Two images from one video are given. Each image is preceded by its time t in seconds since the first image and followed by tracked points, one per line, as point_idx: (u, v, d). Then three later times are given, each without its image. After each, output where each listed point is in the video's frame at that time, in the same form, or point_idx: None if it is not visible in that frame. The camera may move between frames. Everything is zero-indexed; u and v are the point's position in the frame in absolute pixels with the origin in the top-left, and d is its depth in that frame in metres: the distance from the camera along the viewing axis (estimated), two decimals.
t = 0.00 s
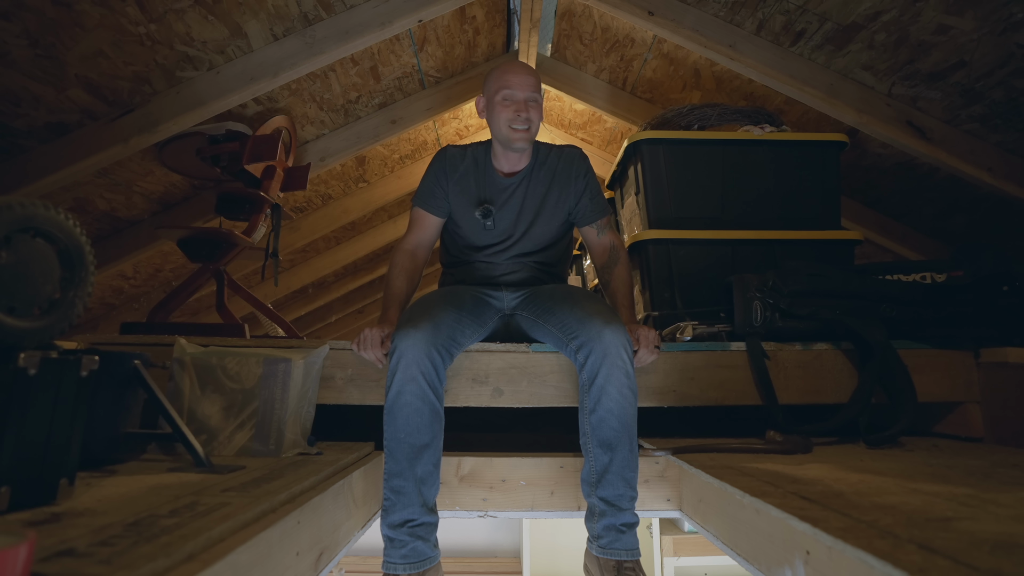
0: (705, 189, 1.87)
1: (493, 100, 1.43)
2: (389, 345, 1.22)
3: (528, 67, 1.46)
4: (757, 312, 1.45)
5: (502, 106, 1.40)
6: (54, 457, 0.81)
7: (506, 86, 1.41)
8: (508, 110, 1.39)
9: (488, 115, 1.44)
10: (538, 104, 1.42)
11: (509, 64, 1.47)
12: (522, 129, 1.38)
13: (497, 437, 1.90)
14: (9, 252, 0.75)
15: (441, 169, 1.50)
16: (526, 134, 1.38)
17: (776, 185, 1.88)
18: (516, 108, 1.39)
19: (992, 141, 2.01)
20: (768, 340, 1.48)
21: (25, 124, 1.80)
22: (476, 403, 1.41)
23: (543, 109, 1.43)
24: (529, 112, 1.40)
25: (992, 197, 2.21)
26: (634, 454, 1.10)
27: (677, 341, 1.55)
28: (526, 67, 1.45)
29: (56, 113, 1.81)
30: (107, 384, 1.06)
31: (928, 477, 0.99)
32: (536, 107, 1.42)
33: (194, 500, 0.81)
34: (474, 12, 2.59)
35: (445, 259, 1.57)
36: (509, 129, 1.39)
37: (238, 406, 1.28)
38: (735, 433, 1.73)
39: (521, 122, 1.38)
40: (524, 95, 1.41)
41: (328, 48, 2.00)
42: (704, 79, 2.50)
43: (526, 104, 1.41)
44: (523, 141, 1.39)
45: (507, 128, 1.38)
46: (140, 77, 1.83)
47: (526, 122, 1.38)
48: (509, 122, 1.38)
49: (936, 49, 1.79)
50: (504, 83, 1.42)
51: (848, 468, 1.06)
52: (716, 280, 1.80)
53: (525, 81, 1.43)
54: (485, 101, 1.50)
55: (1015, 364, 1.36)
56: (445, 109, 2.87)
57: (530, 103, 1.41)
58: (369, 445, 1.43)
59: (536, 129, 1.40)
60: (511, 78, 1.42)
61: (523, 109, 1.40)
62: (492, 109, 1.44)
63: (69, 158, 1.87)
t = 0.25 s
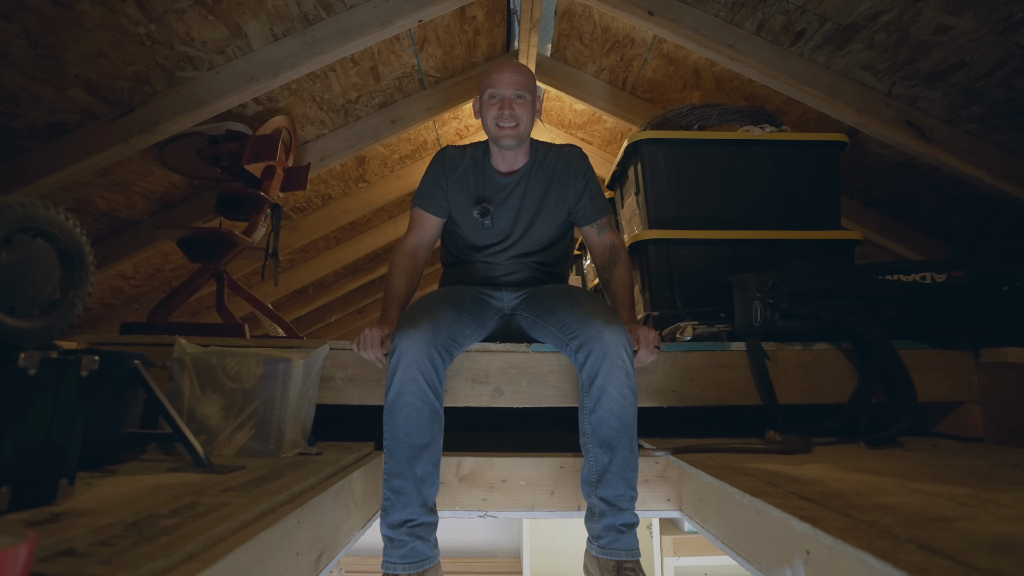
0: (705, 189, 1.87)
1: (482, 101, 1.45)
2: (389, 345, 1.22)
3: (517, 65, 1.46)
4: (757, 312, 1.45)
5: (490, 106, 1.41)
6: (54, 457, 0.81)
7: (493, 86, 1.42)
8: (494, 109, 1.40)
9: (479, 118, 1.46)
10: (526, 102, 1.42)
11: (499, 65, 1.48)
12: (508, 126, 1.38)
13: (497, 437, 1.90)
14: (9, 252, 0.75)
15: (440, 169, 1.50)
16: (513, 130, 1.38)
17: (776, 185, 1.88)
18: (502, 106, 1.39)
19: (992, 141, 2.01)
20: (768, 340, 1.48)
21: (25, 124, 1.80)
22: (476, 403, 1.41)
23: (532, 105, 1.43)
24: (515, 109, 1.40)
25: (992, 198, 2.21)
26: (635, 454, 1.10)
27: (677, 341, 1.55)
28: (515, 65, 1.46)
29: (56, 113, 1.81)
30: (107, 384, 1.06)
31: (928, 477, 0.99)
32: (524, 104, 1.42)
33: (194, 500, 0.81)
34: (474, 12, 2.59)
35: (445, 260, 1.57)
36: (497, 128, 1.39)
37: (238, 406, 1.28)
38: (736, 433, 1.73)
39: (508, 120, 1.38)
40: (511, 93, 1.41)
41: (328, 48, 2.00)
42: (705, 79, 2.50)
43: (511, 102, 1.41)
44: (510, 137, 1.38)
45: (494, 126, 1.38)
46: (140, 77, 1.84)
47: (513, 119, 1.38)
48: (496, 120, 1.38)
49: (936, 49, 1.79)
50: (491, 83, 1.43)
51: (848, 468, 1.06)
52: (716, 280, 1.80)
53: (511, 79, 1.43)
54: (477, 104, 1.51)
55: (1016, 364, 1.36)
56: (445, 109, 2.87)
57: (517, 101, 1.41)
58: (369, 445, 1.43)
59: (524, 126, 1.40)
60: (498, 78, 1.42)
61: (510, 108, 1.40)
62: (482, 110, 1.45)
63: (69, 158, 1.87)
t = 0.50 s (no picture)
0: (705, 189, 1.87)
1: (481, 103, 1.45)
2: (389, 345, 1.22)
3: (516, 65, 1.46)
4: (757, 312, 1.45)
5: (489, 108, 1.41)
6: (54, 457, 0.81)
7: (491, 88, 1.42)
8: (493, 110, 1.40)
9: (478, 118, 1.46)
10: (526, 103, 1.41)
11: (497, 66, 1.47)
12: (508, 128, 1.37)
13: (497, 437, 1.90)
14: (10, 252, 0.75)
15: (440, 169, 1.50)
16: (512, 132, 1.38)
17: (776, 185, 1.88)
18: (501, 108, 1.39)
19: (992, 141, 2.01)
20: (768, 340, 1.48)
21: (25, 124, 1.80)
22: (476, 403, 1.41)
23: (531, 106, 1.43)
24: (514, 110, 1.40)
25: (992, 198, 2.21)
26: (635, 454, 1.10)
27: (677, 341, 1.55)
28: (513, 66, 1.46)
29: (56, 113, 1.81)
30: (107, 384, 1.06)
31: (929, 477, 0.99)
32: (522, 105, 1.41)
33: (194, 500, 0.81)
34: (474, 12, 2.59)
35: (444, 260, 1.57)
36: (496, 130, 1.39)
37: (238, 406, 1.28)
38: (736, 433, 1.73)
39: (507, 121, 1.38)
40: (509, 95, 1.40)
41: (328, 48, 2.00)
42: (705, 79, 2.50)
43: (510, 103, 1.41)
44: (509, 139, 1.38)
45: (494, 129, 1.38)
46: (140, 77, 1.83)
47: (512, 121, 1.38)
48: (495, 123, 1.38)
49: (936, 49, 1.79)
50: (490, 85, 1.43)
51: (849, 468, 1.06)
52: (716, 280, 1.80)
53: (510, 80, 1.43)
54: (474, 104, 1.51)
55: (1016, 364, 1.36)
56: (445, 109, 2.87)
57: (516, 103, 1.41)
58: (369, 445, 1.43)
59: (524, 127, 1.40)
60: (496, 79, 1.42)
61: (508, 110, 1.39)
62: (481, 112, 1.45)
63: (69, 158, 1.87)
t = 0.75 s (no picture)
0: (705, 188, 1.87)
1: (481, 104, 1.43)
2: (389, 345, 1.22)
3: (516, 65, 1.44)
4: (757, 312, 1.45)
5: (489, 110, 1.40)
6: (54, 457, 0.81)
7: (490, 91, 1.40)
8: (493, 113, 1.39)
9: (478, 118, 1.45)
10: (526, 106, 1.40)
11: (497, 66, 1.45)
12: (508, 132, 1.38)
13: (497, 437, 1.90)
14: (9, 252, 0.75)
15: (440, 169, 1.50)
16: (513, 136, 1.38)
17: (776, 185, 1.88)
18: (501, 112, 1.38)
19: (992, 141, 2.01)
20: (768, 340, 1.48)
21: (25, 124, 1.80)
22: (476, 403, 1.41)
23: (531, 108, 1.42)
24: (514, 113, 1.40)
25: (992, 198, 2.21)
26: (636, 454, 1.10)
27: (677, 341, 1.55)
28: (513, 66, 1.44)
29: (56, 113, 1.81)
30: (107, 384, 1.06)
31: (929, 477, 0.99)
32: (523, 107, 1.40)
33: (194, 500, 0.81)
34: (474, 12, 2.59)
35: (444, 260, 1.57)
36: (497, 134, 1.39)
37: (238, 406, 1.28)
38: (736, 433, 1.73)
39: (507, 126, 1.38)
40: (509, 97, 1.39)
41: (328, 48, 2.00)
42: (705, 79, 2.50)
43: (510, 106, 1.40)
44: (510, 143, 1.39)
45: (494, 133, 1.39)
46: (140, 77, 1.83)
47: (513, 125, 1.38)
48: (495, 127, 1.38)
49: (936, 49, 1.79)
50: (489, 87, 1.41)
51: (849, 468, 1.06)
52: (716, 280, 1.80)
53: (510, 82, 1.41)
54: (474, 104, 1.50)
55: (1015, 364, 1.36)
56: (445, 109, 2.87)
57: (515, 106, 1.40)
58: (369, 445, 1.43)
59: (524, 130, 1.40)
60: (496, 81, 1.40)
61: (507, 113, 1.39)
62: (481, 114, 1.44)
63: (69, 158, 1.87)
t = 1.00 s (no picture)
0: (705, 188, 1.87)
1: (477, 108, 1.42)
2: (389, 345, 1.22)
3: (512, 70, 1.40)
4: (757, 312, 1.45)
5: (486, 117, 1.39)
6: (54, 457, 0.81)
7: (485, 96, 1.38)
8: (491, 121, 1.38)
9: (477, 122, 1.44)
10: (524, 110, 1.38)
11: (494, 68, 1.42)
12: (505, 139, 1.37)
13: (497, 437, 1.90)
14: (9, 252, 0.75)
15: (441, 169, 1.50)
16: (510, 143, 1.38)
17: (776, 185, 1.88)
18: (497, 118, 1.37)
19: (992, 141, 2.01)
20: (768, 340, 1.48)
21: (25, 124, 1.80)
22: (476, 403, 1.41)
23: (529, 114, 1.40)
24: (512, 120, 1.38)
25: (992, 198, 2.21)
26: (635, 453, 1.10)
27: (677, 341, 1.55)
28: (510, 66, 1.41)
29: (56, 113, 1.81)
30: (107, 384, 1.06)
31: (929, 477, 0.99)
32: (520, 111, 1.38)
33: (194, 500, 0.81)
34: (474, 12, 2.59)
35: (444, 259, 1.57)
36: (494, 141, 1.39)
37: (238, 406, 1.28)
38: (736, 433, 1.73)
39: (505, 135, 1.37)
40: (505, 102, 1.37)
41: (328, 48, 2.00)
42: (705, 79, 2.50)
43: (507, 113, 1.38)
44: (508, 150, 1.39)
45: (491, 141, 1.39)
46: (140, 77, 1.83)
47: (510, 131, 1.37)
48: (492, 134, 1.38)
49: (936, 49, 1.79)
50: (485, 90, 1.39)
51: (849, 468, 1.06)
52: (716, 280, 1.80)
53: (505, 88, 1.38)
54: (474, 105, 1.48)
55: (1016, 365, 1.36)
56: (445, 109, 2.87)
57: (512, 110, 1.37)
58: (369, 445, 1.43)
59: (522, 135, 1.39)
60: (492, 85, 1.38)
61: (504, 119, 1.37)
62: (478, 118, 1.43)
63: (69, 158, 1.87)
